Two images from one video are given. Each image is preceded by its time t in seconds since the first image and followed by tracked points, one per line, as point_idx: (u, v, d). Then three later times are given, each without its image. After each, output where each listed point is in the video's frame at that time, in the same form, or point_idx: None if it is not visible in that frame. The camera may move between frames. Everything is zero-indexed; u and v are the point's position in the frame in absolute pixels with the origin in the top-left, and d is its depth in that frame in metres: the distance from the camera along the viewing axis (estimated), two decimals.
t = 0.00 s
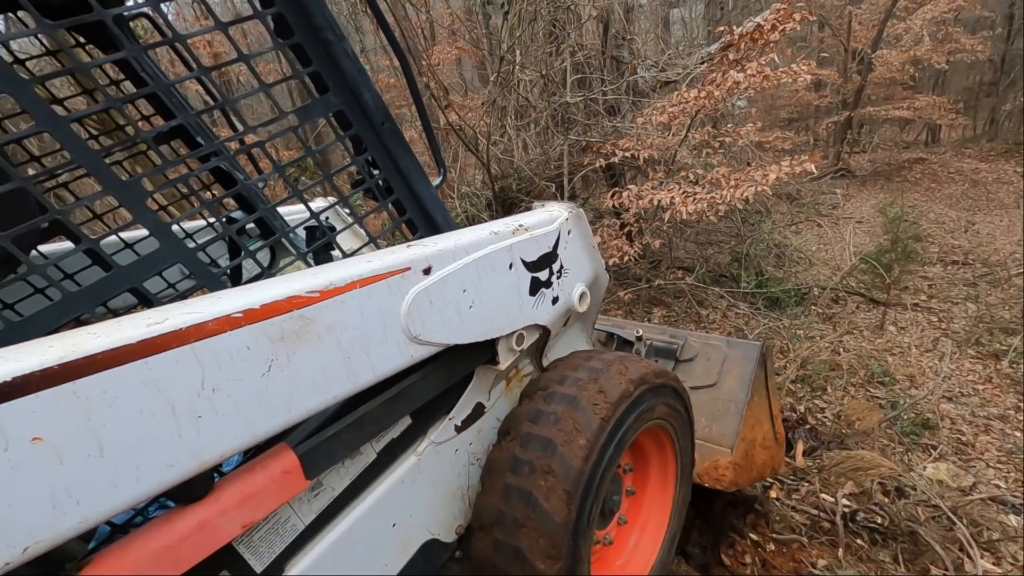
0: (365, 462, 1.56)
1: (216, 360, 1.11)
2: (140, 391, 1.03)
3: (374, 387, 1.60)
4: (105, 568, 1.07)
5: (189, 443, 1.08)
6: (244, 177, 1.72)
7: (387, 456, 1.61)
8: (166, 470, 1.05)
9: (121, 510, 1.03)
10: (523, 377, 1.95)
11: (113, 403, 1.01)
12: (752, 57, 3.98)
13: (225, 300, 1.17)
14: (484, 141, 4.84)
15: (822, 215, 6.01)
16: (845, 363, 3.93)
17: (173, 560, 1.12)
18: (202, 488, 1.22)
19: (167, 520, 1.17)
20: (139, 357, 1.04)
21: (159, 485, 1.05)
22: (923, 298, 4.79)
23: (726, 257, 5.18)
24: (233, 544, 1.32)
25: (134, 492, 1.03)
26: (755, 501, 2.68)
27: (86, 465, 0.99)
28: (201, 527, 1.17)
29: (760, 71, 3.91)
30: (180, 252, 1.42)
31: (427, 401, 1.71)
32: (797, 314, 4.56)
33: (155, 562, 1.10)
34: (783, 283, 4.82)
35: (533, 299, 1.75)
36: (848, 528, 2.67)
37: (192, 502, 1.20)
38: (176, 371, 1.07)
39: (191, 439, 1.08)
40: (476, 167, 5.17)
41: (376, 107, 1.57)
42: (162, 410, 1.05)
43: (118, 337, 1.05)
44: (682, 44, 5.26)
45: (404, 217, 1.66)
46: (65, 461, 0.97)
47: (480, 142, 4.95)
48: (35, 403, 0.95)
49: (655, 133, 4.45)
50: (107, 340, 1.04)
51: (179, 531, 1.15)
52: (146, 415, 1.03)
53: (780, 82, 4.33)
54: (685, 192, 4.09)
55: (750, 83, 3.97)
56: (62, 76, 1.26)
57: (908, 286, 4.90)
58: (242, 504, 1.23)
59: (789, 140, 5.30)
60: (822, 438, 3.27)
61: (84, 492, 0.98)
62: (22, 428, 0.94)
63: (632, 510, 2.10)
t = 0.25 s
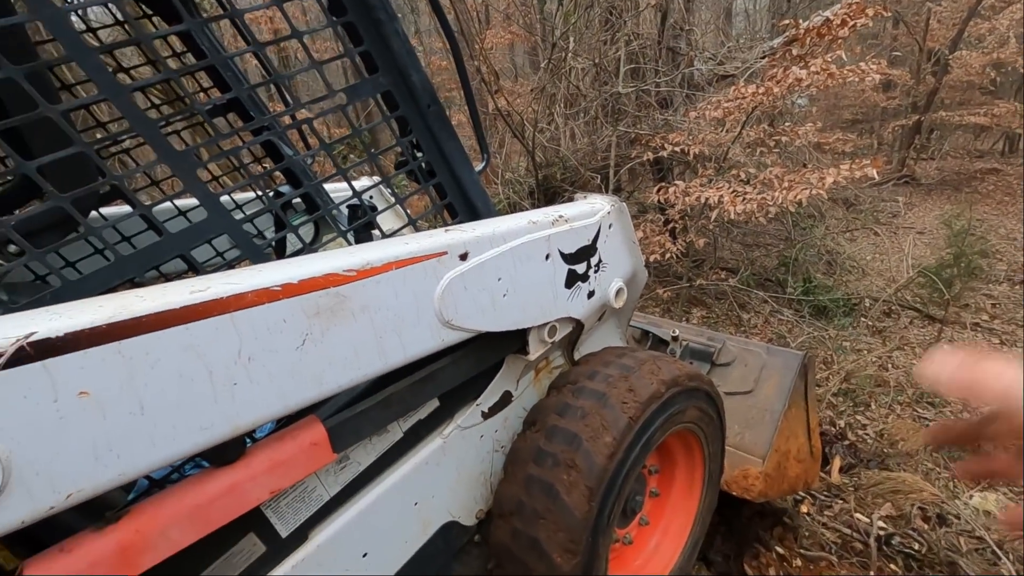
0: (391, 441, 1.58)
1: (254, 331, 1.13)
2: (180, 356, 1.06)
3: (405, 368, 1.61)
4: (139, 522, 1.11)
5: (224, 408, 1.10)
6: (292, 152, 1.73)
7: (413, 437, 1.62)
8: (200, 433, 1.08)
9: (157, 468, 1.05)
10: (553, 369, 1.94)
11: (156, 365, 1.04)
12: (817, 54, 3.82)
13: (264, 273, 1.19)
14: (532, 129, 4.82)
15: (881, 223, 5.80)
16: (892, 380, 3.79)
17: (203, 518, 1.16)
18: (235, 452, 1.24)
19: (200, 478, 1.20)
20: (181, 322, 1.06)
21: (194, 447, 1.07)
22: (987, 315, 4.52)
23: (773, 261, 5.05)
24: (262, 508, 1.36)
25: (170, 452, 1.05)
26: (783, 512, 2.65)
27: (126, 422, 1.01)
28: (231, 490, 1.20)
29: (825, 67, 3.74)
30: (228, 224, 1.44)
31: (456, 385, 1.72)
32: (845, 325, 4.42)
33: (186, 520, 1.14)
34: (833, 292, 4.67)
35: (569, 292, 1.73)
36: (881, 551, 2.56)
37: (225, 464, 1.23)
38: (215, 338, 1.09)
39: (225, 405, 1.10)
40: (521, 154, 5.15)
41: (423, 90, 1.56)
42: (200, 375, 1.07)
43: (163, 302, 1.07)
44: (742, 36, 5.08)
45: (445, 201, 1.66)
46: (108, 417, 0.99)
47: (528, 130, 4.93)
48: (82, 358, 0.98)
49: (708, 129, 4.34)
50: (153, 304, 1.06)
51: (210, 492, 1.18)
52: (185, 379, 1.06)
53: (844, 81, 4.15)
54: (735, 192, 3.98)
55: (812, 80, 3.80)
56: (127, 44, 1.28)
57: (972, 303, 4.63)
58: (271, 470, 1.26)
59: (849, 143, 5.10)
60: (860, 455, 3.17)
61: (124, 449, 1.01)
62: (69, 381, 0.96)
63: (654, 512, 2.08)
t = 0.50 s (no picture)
0: (422, 412, 1.58)
1: (295, 292, 1.13)
2: (224, 310, 1.07)
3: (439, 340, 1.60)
4: (178, 468, 1.16)
5: (263, 365, 1.11)
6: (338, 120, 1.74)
7: (442, 410, 1.61)
8: (239, 388, 1.10)
9: (197, 417, 1.07)
10: (588, 354, 1.90)
11: (201, 318, 1.05)
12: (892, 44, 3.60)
13: (309, 234, 1.18)
14: (582, 114, 4.73)
15: (946, 228, 5.47)
16: (946, 395, 3.62)
17: (237, 470, 1.20)
18: (271, 408, 1.25)
19: (239, 429, 1.23)
20: (226, 278, 1.07)
21: (233, 400, 1.09)
22: None
23: (825, 263, 4.84)
24: (293, 466, 1.39)
25: (209, 403, 1.07)
26: (818, 521, 2.56)
27: (170, 371, 1.03)
28: (266, 446, 1.23)
29: (900, 58, 3.52)
30: (277, 186, 1.44)
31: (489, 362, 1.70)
32: (899, 335, 4.23)
33: (221, 470, 1.18)
34: (888, 299, 4.47)
35: (609, 276, 1.69)
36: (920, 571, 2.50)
37: (262, 419, 1.24)
38: (258, 296, 1.10)
39: (264, 363, 1.11)
40: (569, 139, 5.07)
41: (474, 61, 1.53)
42: (242, 330, 1.08)
43: (210, 256, 1.07)
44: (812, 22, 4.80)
45: (490, 176, 1.64)
46: (153, 364, 1.01)
47: (578, 115, 4.84)
48: (131, 305, 0.99)
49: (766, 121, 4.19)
50: (201, 257, 1.06)
51: (246, 445, 1.21)
52: (228, 334, 1.07)
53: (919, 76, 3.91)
54: (790, 187, 3.82)
55: (885, 71, 3.59)
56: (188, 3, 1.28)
57: None
58: (305, 430, 1.27)
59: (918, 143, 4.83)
60: (905, 470, 3.04)
61: (166, 397, 1.03)
62: (119, 327, 0.98)
63: (683, 509, 2.03)
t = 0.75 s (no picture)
0: (481, 394, 1.58)
1: (375, 266, 1.15)
2: (308, 280, 1.09)
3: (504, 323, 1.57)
4: (254, 428, 1.21)
5: (341, 335, 1.14)
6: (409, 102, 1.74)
7: (499, 395, 1.60)
8: (317, 355, 1.13)
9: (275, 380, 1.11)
10: (648, 351, 1.81)
11: (286, 285, 1.08)
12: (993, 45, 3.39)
13: (391, 207, 1.17)
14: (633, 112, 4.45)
15: None
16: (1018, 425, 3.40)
17: (307, 436, 1.25)
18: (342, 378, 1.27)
19: (310, 396, 1.26)
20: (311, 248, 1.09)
21: (309, 367, 1.13)
22: None
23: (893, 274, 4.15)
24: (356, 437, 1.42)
25: (289, 367, 1.11)
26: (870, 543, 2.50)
27: (256, 333, 1.07)
28: (334, 415, 1.26)
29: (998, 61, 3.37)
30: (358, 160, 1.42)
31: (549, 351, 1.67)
32: (971, 357, 3.97)
33: (292, 435, 1.23)
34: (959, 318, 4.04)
35: (679, 272, 1.65)
36: None
37: (332, 389, 1.27)
38: (340, 267, 1.12)
39: (342, 333, 1.14)
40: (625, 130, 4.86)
41: (558, 42, 1.50)
42: (323, 300, 1.11)
43: (296, 223, 1.09)
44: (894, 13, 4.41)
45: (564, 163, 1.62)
46: (240, 326, 1.06)
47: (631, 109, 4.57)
48: (223, 270, 1.03)
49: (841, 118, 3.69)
50: (287, 226, 1.08)
51: (316, 412, 1.25)
52: (310, 302, 1.10)
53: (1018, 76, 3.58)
54: (865, 192, 3.50)
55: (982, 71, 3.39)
56: None
57: None
58: (372, 404, 1.29)
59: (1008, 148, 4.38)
60: (967, 500, 2.91)
61: (249, 360, 1.07)
62: (211, 289, 1.02)
63: (734, 516, 2.01)
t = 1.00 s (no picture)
0: (587, 356, 1.57)
1: (522, 209, 1.18)
2: (462, 215, 1.14)
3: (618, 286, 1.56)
4: (391, 356, 1.28)
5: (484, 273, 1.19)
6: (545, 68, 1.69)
7: (606, 360, 1.59)
8: (461, 290, 1.18)
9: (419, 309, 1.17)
10: (750, 334, 1.78)
11: (442, 218, 1.12)
12: None
13: (543, 152, 1.19)
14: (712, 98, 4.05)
15: None
16: None
17: (436, 370, 1.31)
18: (470, 319, 1.33)
19: (442, 333, 1.32)
20: (468, 184, 1.13)
21: (450, 301, 1.18)
22: None
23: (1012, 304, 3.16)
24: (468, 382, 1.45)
25: (434, 298, 1.16)
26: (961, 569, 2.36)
27: (409, 261, 1.12)
28: (462, 353, 1.32)
29: None
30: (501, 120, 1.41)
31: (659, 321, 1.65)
32: None
33: (424, 367, 1.30)
34: None
35: (804, 253, 1.59)
36: None
37: (463, 328, 1.33)
38: (492, 206, 1.15)
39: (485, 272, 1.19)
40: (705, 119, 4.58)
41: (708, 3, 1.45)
42: (473, 237, 1.15)
43: (457, 157, 1.12)
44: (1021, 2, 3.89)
45: (693, 130, 1.58)
46: (398, 252, 1.11)
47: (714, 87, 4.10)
48: (390, 196, 1.08)
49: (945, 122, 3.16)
50: (448, 161, 1.11)
51: (447, 348, 1.31)
52: (461, 238, 1.15)
53: None
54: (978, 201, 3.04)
55: None
56: None
57: None
58: (497, 346, 1.35)
59: None
60: None
61: (400, 287, 1.13)
62: (379, 214, 1.08)
63: (827, 513, 1.94)
